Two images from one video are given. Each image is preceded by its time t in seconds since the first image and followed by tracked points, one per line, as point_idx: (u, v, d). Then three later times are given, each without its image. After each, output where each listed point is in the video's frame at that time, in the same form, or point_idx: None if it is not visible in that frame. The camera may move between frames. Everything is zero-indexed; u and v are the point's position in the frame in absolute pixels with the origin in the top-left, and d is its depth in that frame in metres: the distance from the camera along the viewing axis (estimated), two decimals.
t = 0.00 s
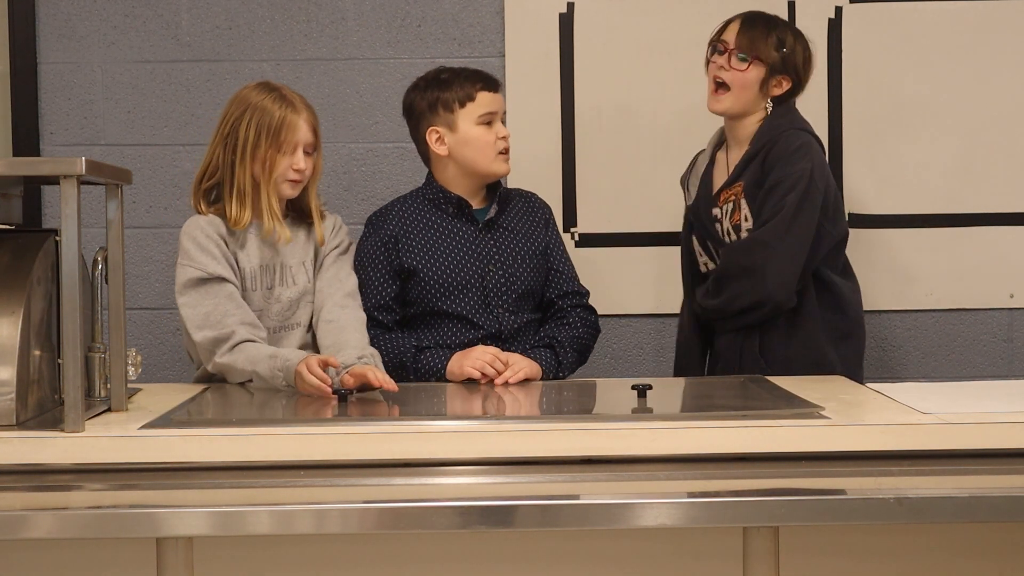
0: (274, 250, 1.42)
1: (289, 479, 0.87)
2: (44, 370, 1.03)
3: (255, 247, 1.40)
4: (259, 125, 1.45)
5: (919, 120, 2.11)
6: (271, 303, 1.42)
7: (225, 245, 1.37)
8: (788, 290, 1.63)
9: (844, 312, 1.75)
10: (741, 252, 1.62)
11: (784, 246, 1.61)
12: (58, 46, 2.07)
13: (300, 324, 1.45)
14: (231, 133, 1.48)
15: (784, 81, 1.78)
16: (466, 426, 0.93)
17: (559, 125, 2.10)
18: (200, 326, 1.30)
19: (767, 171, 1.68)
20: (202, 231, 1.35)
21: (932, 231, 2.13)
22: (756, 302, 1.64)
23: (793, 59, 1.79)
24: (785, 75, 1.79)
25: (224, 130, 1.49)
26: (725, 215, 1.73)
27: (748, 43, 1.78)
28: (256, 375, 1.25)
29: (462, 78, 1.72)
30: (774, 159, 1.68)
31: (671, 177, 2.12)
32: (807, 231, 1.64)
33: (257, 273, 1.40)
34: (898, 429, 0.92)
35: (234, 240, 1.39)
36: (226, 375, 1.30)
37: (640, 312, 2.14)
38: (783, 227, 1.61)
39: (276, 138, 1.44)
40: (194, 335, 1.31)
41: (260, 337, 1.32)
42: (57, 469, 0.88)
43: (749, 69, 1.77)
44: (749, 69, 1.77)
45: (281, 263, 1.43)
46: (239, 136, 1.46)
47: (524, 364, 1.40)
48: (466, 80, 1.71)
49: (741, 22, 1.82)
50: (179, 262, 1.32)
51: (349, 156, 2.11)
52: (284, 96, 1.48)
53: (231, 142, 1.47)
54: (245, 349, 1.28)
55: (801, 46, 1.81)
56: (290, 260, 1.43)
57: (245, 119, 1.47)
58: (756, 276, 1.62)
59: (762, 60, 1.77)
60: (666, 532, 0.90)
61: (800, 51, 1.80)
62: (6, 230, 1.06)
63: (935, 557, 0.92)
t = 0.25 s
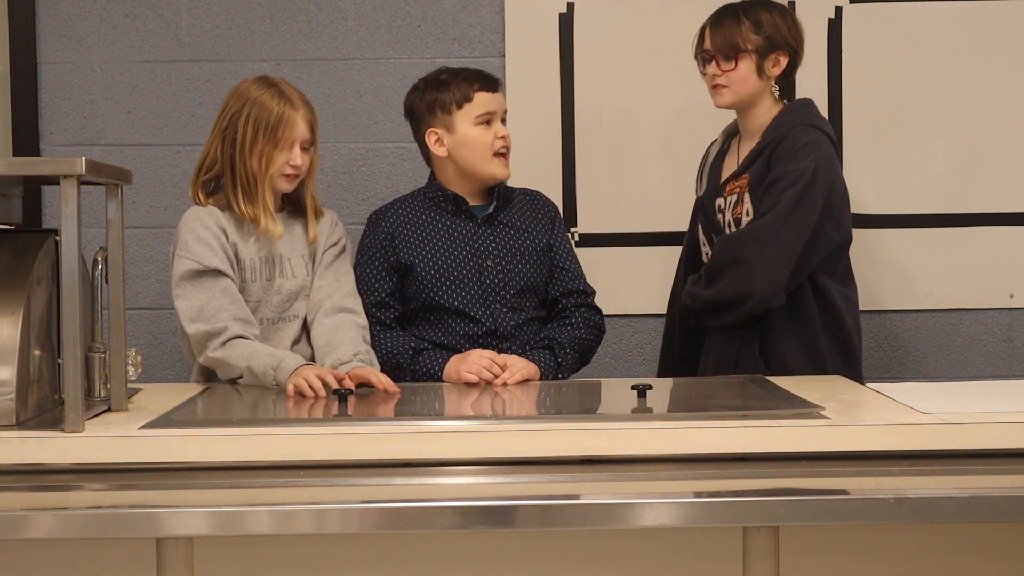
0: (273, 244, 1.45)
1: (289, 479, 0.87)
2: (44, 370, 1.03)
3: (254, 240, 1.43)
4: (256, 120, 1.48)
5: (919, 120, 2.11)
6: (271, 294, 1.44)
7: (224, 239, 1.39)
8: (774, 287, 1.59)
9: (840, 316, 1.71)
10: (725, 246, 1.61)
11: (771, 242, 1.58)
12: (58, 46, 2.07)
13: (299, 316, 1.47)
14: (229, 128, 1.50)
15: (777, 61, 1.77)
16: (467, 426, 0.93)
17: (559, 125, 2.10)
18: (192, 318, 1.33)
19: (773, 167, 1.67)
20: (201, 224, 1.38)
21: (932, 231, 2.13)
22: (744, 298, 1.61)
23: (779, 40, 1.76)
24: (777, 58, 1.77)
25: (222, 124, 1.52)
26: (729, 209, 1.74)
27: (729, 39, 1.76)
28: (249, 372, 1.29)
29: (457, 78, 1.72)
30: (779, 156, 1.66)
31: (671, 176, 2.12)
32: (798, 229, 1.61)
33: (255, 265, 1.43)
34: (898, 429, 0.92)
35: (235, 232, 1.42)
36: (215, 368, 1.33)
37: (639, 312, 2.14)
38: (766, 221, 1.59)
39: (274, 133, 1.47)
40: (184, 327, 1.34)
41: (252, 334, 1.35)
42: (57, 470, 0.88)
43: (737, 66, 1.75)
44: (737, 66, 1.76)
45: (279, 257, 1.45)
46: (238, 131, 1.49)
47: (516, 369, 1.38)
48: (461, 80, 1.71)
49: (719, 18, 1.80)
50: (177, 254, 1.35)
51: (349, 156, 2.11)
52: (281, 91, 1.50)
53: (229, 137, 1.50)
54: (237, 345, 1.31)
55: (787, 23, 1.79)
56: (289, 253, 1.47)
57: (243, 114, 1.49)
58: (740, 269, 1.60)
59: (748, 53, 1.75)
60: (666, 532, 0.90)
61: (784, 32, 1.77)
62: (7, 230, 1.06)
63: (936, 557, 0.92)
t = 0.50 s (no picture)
0: (265, 240, 1.46)
1: (289, 479, 0.87)
2: (44, 371, 1.03)
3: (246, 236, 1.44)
4: (251, 116, 1.48)
5: (920, 120, 2.11)
6: (266, 290, 1.45)
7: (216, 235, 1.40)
8: (787, 296, 1.60)
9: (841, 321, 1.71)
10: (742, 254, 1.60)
11: (786, 250, 1.59)
12: (58, 46, 2.07)
13: (296, 313, 1.47)
14: (223, 124, 1.50)
15: (781, 57, 1.76)
16: (466, 426, 0.93)
17: (559, 125, 2.10)
18: (187, 314, 1.34)
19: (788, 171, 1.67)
20: (192, 221, 1.39)
21: (932, 231, 2.13)
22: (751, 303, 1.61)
23: (781, 37, 1.75)
24: (782, 55, 1.76)
25: (216, 121, 1.52)
26: (738, 211, 1.74)
27: (730, 42, 1.76)
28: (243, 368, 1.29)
29: (460, 75, 1.72)
30: (798, 162, 1.66)
31: (671, 177, 2.12)
32: (814, 240, 1.61)
33: (248, 262, 1.44)
34: (898, 429, 0.92)
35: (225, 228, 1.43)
36: (211, 363, 1.34)
37: (640, 312, 2.14)
38: (786, 230, 1.58)
39: (269, 130, 1.48)
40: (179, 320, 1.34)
41: (247, 331, 1.35)
42: (57, 469, 0.88)
43: (741, 67, 1.75)
44: (741, 67, 1.75)
45: (273, 253, 1.46)
46: (233, 127, 1.49)
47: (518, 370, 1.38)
48: (464, 77, 1.72)
49: (720, 21, 1.80)
50: (170, 252, 1.36)
51: (349, 156, 2.11)
52: (277, 88, 1.50)
53: (224, 133, 1.50)
54: (232, 342, 1.32)
55: (789, 19, 1.77)
56: (283, 249, 1.47)
57: (238, 110, 1.49)
58: (753, 277, 1.60)
59: (751, 53, 1.75)
60: (666, 532, 0.90)
61: (786, 27, 1.76)
62: (6, 230, 1.06)
63: (936, 557, 0.92)
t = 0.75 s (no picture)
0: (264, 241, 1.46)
1: (289, 479, 0.87)
2: (44, 371, 1.03)
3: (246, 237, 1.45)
4: (247, 117, 1.49)
5: (920, 120, 2.11)
6: (264, 291, 1.46)
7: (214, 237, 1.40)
8: (787, 297, 1.60)
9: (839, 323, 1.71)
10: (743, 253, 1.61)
11: (788, 253, 1.59)
12: (58, 46, 2.07)
13: (295, 312, 1.48)
14: (219, 126, 1.50)
15: (788, 56, 1.75)
16: (466, 426, 0.93)
17: (559, 125, 2.10)
18: (189, 313, 1.33)
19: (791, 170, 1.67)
20: (191, 223, 1.39)
21: (932, 231, 2.13)
22: (750, 303, 1.62)
23: (787, 37, 1.75)
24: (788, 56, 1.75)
25: (211, 122, 1.52)
26: (740, 211, 1.74)
27: (736, 41, 1.76)
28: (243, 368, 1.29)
29: (468, 74, 1.73)
30: (802, 160, 1.66)
31: (671, 176, 2.12)
32: (816, 242, 1.61)
33: (246, 263, 1.45)
34: (898, 429, 0.92)
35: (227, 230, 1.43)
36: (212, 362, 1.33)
37: (640, 312, 2.14)
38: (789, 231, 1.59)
39: (265, 130, 1.48)
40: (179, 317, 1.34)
41: (247, 330, 1.35)
42: (56, 470, 0.88)
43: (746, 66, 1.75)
44: (746, 67, 1.75)
45: (270, 253, 1.47)
46: (228, 129, 1.49)
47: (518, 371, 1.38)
48: (473, 76, 1.72)
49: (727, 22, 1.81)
50: (170, 253, 1.36)
51: (349, 156, 2.11)
52: (272, 88, 1.51)
53: (219, 135, 1.50)
54: (234, 341, 1.31)
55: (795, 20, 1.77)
56: (281, 249, 1.48)
57: (233, 112, 1.50)
58: (755, 278, 1.60)
59: (756, 52, 1.75)
60: (665, 532, 0.90)
61: (793, 26, 1.76)
62: (6, 230, 1.06)
63: (935, 556, 0.92)
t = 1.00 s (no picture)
0: (264, 241, 1.47)
1: (289, 479, 0.87)
2: (44, 371, 1.03)
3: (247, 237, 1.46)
4: (244, 116, 1.49)
5: (920, 120, 2.11)
6: (263, 291, 1.47)
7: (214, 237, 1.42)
8: (788, 300, 1.60)
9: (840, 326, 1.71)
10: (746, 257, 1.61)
11: (790, 256, 1.59)
12: (58, 46, 2.07)
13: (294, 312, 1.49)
14: (217, 126, 1.51)
15: (794, 58, 1.75)
16: (467, 426, 0.93)
17: (559, 126, 2.10)
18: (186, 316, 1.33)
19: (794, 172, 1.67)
20: (192, 223, 1.41)
21: (932, 231, 2.13)
22: (752, 306, 1.62)
23: (794, 39, 1.74)
24: (794, 57, 1.75)
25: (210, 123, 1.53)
26: (744, 211, 1.74)
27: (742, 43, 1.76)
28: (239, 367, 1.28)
29: (478, 77, 1.73)
30: (805, 163, 1.66)
31: (671, 176, 2.12)
32: (818, 245, 1.61)
33: (246, 263, 1.45)
34: (898, 429, 0.92)
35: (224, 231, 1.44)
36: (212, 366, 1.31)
37: (640, 312, 2.14)
38: (791, 234, 1.59)
39: (263, 129, 1.49)
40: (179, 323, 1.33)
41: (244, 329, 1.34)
42: (56, 470, 0.88)
43: (752, 68, 1.75)
44: (752, 68, 1.75)
45: (270, 253, 1.47)
46: (226, 129, 1.50)
47: (518, 372, 1.38)
48: (483, 79, 1.72)
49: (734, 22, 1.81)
50: (171, 254, 1.37)
51: (349, 156, 2.11)
52: (268, 87, 1.51)
53: (217, 135, 1.51)
54: (226, 341, 1.29)
55: (803, 22, 1.76)
56: (281, 249, 1.48)
57: (230, 112, 1.51)
58: (756, 281, 1.61)
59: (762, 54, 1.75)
60: (665, 532, 0.90)
61: (800, 27, 1.75)
62: (6, 231, 1.06)
63: (935, 556, 0.92)
